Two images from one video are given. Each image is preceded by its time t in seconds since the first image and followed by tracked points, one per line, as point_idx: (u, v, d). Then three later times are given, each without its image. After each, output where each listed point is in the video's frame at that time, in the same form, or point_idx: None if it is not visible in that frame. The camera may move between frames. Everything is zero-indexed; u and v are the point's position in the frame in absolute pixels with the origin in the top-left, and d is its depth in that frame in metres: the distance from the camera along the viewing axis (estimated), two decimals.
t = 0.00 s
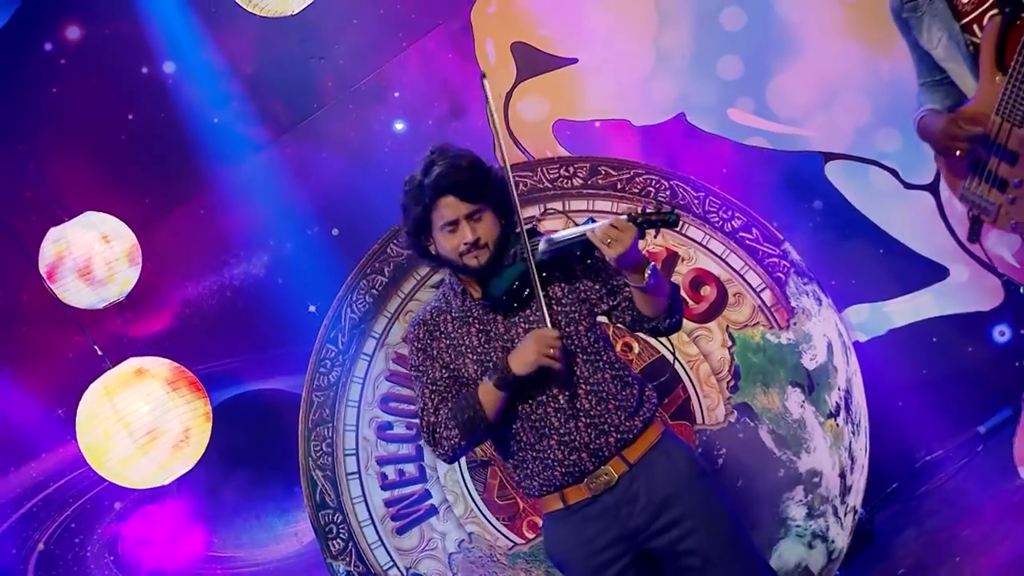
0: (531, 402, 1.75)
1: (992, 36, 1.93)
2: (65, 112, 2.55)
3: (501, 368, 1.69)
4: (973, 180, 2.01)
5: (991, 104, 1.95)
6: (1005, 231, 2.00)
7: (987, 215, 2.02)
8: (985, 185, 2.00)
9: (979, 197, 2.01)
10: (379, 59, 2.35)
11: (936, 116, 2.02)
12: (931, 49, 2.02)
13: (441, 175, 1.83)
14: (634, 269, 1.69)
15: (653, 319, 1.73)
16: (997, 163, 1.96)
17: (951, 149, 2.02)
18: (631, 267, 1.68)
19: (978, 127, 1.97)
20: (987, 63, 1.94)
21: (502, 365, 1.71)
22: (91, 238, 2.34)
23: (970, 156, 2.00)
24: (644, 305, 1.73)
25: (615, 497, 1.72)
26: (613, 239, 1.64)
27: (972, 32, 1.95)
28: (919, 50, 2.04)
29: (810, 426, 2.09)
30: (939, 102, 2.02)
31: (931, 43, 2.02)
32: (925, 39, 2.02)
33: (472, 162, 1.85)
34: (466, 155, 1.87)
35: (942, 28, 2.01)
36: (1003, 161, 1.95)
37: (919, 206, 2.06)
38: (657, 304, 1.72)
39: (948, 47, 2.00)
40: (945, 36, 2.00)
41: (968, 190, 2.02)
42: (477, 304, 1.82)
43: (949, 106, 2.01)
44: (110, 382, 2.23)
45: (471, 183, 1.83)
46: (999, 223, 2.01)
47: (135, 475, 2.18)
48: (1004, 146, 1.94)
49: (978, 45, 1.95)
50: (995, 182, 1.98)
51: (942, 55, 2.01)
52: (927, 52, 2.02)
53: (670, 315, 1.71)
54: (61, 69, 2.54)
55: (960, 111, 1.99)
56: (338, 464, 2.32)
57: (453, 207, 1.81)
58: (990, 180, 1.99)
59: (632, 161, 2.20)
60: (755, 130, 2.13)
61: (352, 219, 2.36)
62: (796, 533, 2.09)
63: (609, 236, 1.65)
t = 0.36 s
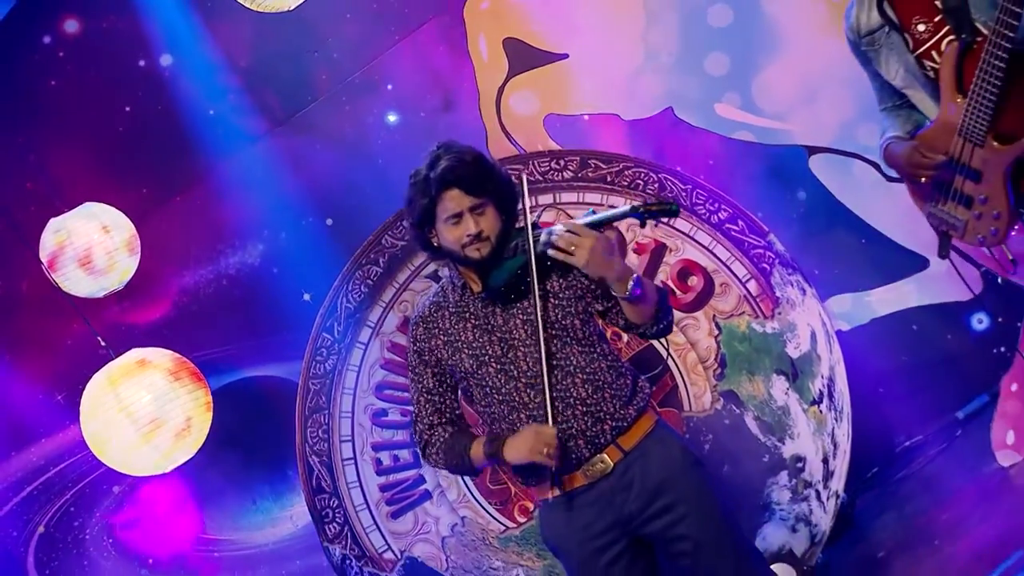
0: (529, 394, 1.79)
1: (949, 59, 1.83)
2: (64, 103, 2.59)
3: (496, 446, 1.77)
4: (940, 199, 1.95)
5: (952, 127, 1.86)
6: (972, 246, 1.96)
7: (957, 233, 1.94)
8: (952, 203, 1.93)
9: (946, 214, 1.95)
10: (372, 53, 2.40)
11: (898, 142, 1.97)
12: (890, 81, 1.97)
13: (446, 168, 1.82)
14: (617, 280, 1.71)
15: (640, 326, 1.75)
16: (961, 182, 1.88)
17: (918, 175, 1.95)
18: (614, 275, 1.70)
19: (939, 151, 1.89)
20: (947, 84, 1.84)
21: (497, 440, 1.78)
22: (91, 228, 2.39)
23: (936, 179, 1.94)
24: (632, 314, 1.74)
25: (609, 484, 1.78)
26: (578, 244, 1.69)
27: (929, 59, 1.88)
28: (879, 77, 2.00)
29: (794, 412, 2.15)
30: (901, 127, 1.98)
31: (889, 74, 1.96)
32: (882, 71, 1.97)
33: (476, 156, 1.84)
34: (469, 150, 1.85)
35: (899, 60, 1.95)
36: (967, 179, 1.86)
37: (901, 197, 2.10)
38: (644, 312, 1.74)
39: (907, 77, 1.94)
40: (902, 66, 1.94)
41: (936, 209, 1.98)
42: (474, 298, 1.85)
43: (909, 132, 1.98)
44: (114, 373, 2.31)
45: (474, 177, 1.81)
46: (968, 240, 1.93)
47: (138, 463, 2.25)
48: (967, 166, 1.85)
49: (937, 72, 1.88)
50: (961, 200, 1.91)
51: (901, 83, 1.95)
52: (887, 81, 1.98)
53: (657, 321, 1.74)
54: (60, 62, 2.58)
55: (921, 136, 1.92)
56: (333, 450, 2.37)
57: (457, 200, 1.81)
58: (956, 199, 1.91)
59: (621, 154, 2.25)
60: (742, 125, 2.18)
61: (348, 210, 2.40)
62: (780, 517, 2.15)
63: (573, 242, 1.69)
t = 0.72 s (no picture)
0: (517, 380, 1.87)
1: (923, 57, 1.92)
2: (67, 92, 2.67)
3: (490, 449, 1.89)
4: (913, 194, 2.03)
5: (925, 123, 1.94)
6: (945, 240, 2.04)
7: (928, 226, 2.03)
8: (924, 198, 2.01)
9: (918, 208, 2.03)
10: (367, 45, 2.48)
11: (873, 138, 2.06)
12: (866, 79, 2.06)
13: (433, 169, 1.87)
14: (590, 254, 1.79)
15: (621, 302, 1.83)
16: (933, 177, 1.96)
17: (893, 169, 2.04)
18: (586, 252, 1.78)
19: (912, 146, 1.97)
20: (920, 82, 1.93)
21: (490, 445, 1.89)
22: (97, 216, 2.47)
23: (910, 173, 2.02)
24: (613, 289, 1.83)
25: (598, 466, 1.86)
26: (570, 227, 1.75)
27: (903, 57, 1.97)
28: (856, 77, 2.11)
29: (774, 394, 2.24)
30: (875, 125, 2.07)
31: (865, 73, 2.06)
32: (859, 70, 2.07)
33: (465, 156, 1.89)
34: (457, 149, 1.90)
35: (875, 59, 2.04)
36: (938, 173, 1.94)
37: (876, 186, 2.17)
38: (623, 288, 1.82)
39: (883, 76, 2.03)
40: (877, 65, 2.04)
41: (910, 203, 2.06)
42: (466, 290, 1.94)
43: (884, 128, 2.07)
44: (122, 357, 2.38)
45: (461, 175, 1.87)
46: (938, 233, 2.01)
47: (145, 444, 2.35)
48: (938, 161, 1.93)
49: (911, 70, 1.97)
50: (932, 195, 1.98)
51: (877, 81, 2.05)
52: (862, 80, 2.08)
53: (635, 300, 1.82)
54: (63, 53, 2.65)
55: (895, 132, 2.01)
56: (331, 430, 2.45)
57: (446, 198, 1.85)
58: (928, 194, 1.99)
59: (609, 146, 2.34)
60: (724, 117, 2.26)
61: (344, 197, 2.48)
62: (761, 494, 2.25)
63: (567, 225, 1.75)
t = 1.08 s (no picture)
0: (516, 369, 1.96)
1: (908, 47, 1.99)
2: (75, 83, 2.74)
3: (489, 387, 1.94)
4: (892, 177, 2.13)
5: (908, 111, 2.00)
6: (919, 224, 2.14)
7: (904, 210, 2.13)
8: (901, 181, 2.11)
9: (895, 193, 2.14)
10: (366, 39, 2.56)
11: (854, 121, 2.16)
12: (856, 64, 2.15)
13: (428, 172, 1.99)
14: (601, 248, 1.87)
15: (623, 290, 1.92)
16: (911, 162, 2.05)
17: (872, 152, 2.13)
18: (599, 247, 1.86)
19: (892, 133, 2.05)
20: (904, 71, 1.99)
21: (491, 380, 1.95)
22: (106, 205, 2.61)
23: (889, 156, 2.11)
24: (612, 276, 1.91)
25: (592, 451, 1.92)
26: (581, 222, 1.82)
27: (890, 46, 2.05)
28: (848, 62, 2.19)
29: (759, 377, 2.33)
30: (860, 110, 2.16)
31: (856, 58, 2.15)
32: (851, 54, 2.15)
33: (458, 158, 2.01)
34: (451, 151, 2.01)
35: (866, 45, 2.12)
36: (916, 160, 2.03)
37: (857, 179, 2.27)
38: (625, 276, 1.90)
39: (870, 62, 2.12)
40: (867, 51, 2.12)
41: (889, 186, 2.16)
42: (466, 284, 2.03)
43: (868, 115, 2.15)
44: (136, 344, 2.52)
45: (455, 177, 2.00)
46: (912, 218, 2.11)
47: (157, 425, 2.49)
48: (916, 148, 2.01)
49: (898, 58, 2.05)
50: (909, 180, 2.08)
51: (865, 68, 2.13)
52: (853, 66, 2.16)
53: (637, 285, 1.91)
54: (71, 45, 2.72)
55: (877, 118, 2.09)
56: (333, 412, 2.54)
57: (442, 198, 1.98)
58: (904, 178, 2.09)
59: (601, 139, 2.42)
60: (711, 112, 2.35)
61: (344, 187, 2.57)
62: (746, 474, 2.35)
63: (576, 221, 1.82)
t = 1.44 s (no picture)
0: (511, 350, 2.03)
1: (889, 40, 2.08)
2: (80, 64, 2.80)
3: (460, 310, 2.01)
4: (869, 167, 2.21)
5: (886, 102, 2.11)
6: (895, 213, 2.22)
7: (881, 199, 2.21)
8: (879, 171, 2.19)
9: (874, 182, 2.21)
10: (363, 26, 2.64)
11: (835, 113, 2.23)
12: (841, 56, 2.24)
13: (427, 159, 2.04)
14: (585, 239, 1.94)
15: (607, 281, 2.02)
16: (889, 152, 2.13)
17: (851, 143, 2.21)
18: (582, 235, 1.92)
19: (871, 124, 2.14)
20: (885, 64, 2.09)
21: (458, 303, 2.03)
22: (113, 184, 2.73)
23: (868, 148, 2.20)
24: (598, 268, 1.99)
25: (582, 428, 2.00)
26: (569, 207, 1.87)
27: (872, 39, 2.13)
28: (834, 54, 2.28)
29: (740, 358, 2.43)
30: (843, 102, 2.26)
31: (841, 50, 2.24)
32: (836, 46, 2.25)
33: (455, 146, 2.06)
34: (449, 140, 2.06)
35: (851, 37, 2.22)
36: (895, 149, 2.12)
37: (835, 169, 2.38)
38: (609, 268, 1.99)
39: (855, 54, 2.22)
40: (852, 43, 2.22)
41: (867, 176, 2.23)
42: (464, 267, 2.12)
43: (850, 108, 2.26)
44: (145, 321, 2.62)
45: (454, 164, 2.04)
46: (890, 206, 2.19)
47: (166, 399, 2.59)
48: (896, 137, 2.10)
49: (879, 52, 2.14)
50: (887, 169, 2.16)
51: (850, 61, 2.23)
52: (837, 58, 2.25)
53: (620, 277, 2.00)
54: (76, 26, 2.78)
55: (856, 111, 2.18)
56: (331, 387, 2.65)
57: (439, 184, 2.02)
58: (882, 167, 2.17)
59: (592, 128, 2.53)
60: (697, 102, 2.45)
61: (342, 169, 2.67)
62: (726, 449, 2.45)
63: (564, 205, 1.87)
